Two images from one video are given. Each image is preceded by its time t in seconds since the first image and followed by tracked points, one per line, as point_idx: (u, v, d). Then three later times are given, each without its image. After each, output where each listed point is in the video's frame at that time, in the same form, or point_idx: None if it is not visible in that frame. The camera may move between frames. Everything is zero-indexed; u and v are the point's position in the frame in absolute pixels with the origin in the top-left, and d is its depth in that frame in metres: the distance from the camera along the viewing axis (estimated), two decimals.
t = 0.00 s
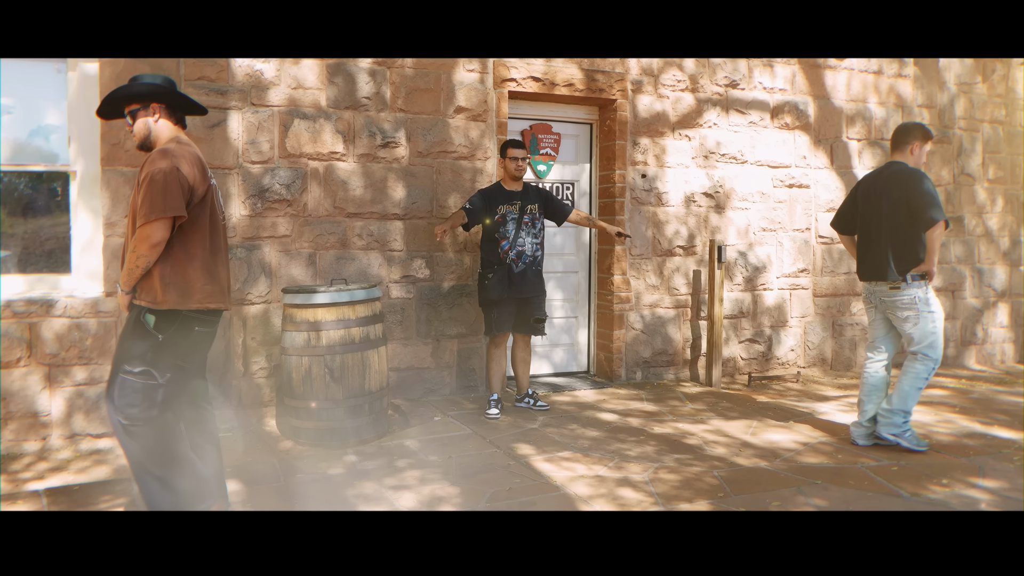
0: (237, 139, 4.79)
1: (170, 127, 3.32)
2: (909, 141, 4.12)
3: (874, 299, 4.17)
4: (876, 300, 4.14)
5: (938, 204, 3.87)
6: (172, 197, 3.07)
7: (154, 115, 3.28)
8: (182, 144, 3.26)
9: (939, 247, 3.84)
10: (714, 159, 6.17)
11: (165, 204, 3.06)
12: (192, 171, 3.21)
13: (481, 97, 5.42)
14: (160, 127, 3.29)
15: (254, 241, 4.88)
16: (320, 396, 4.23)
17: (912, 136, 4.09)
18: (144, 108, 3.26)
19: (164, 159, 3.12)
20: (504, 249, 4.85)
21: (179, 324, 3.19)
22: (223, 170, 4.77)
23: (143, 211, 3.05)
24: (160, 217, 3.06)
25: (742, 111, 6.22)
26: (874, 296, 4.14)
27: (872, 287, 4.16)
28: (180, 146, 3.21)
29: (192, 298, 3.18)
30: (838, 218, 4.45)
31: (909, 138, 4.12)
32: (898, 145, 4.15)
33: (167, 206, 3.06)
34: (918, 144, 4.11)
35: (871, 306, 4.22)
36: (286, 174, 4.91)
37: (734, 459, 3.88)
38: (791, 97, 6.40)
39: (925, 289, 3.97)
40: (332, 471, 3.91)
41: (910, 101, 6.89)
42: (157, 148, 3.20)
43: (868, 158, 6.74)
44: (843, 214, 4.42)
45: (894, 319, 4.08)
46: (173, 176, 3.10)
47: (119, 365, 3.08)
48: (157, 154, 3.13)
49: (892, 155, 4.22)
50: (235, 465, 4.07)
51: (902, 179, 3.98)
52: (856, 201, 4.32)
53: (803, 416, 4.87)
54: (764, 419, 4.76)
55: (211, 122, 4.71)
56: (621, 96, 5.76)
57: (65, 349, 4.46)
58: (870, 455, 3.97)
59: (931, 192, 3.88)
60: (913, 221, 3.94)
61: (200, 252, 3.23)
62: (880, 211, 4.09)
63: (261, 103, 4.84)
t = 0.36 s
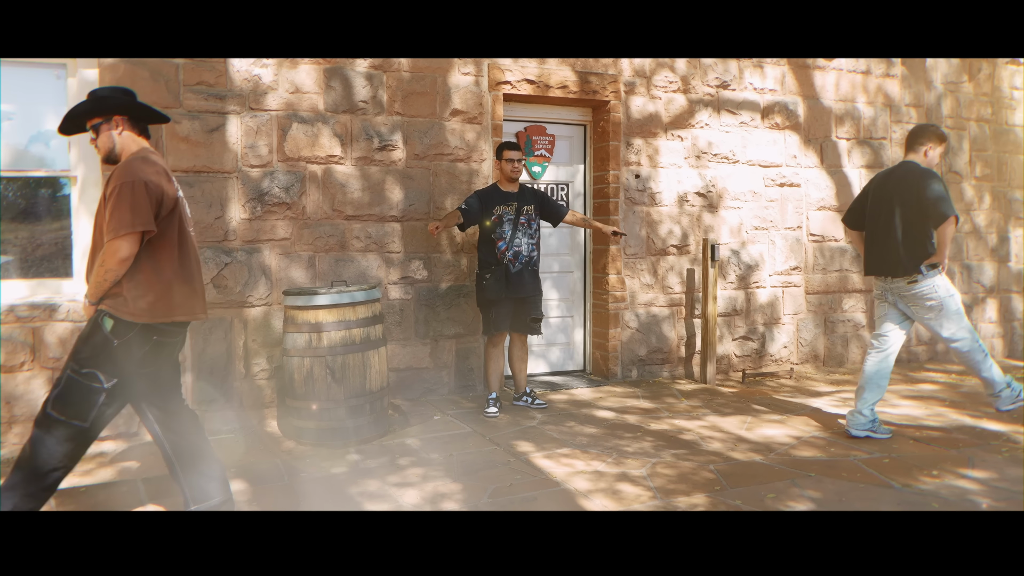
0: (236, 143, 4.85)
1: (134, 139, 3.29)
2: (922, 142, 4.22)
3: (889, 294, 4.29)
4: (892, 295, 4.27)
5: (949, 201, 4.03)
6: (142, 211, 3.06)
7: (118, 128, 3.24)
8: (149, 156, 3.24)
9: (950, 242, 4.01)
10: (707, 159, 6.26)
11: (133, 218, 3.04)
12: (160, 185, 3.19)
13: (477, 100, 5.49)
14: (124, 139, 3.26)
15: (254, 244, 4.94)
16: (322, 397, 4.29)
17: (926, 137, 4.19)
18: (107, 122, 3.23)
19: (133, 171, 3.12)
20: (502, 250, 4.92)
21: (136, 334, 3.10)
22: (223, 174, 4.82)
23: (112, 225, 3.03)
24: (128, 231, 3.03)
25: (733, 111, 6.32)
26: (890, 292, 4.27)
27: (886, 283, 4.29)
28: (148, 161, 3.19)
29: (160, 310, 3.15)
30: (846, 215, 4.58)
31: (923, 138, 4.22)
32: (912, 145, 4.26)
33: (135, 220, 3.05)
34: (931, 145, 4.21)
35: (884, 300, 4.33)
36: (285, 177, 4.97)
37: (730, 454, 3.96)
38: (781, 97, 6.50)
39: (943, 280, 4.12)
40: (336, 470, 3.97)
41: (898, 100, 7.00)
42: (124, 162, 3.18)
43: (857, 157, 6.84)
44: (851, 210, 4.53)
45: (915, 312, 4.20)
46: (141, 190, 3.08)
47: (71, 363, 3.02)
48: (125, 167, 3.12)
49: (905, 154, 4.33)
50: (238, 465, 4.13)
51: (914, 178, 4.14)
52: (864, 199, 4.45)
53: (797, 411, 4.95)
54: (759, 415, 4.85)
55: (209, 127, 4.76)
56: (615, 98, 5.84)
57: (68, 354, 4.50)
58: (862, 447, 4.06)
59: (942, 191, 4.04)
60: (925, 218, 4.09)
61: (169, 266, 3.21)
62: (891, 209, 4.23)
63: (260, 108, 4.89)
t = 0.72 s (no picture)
0: (240, 151, 4.92)
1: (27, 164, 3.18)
2: (965, 154, 4.35)
3: (923, 303, 4.39)
4: (927, 303, 4.36)
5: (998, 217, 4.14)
6: (24, 257, 2.90)
7: (9, 153, 3.15)
8: (44, 187, 3.05)
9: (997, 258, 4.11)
10: (704, 166, 6.34)
11: (14, 263, 2.89)
12: (50, 219, 3.00)
13: (477, 108, 5.57)
14: (16, 166, 3.15)
15: (257, 250, 5.01)
16: (323, 401, 4.35)
17: (969, 149, 4.33)
18: None
19: (19, 207, 2.94)
20: (501, 257, 4.99)
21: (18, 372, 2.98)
22: (226, 181, 4.90)
23: None
24: (11, 276, 2.89)
25: (731, 119, 6.39)
26: (925, 300, 4.36)
27: (922, 292, 4.37)
28: (38, 193, 3.00)
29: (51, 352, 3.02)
30: (884, 222, 4.65)
31: (965, 150, 4.35)
32: (955, 157, 4.38)
33: (18, 266, 2.89)
34: (973, 157, 4.35)
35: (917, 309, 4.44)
36: (288, 184, 5.05)
37: (725, 457, 4.03)
38: (777, 105, 6.57)
39: (976, 295, 4.22)
40: (337, 472, 4.03)
41: (894, 107, 7.08)
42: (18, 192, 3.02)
43: (854, 163, 6.90)
44: (892, 219, 4.62)
45: (943, 324, 4.30)
46: (23, 232, 2.91)
47: None
48: (10, 203, 2.94)
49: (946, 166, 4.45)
50: (240, 468, 4.20)
51: (962, 191, 4.22)
52: (906, 208, 4.52)
53: (792, 415, 5.02)
54: (755, 419, 4.91)
55: (213, 135, 4.83)
56: (613, 106, 5.91)
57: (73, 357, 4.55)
58: (855, 451, 4.12)
59: (991, 207, 4.14)
60: (971, 232, 4.19)
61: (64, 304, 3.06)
62: (937, 220, 4.31)
63: (263, 116, 4.97)
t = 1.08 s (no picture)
0: (240, 157, 5.03)
1: None
2: (965, 167, 4.44)
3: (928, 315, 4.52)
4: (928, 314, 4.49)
5: (985, 230, 4.20)
6: None
7: None
8: None
9: (987, 270, 4.17)
10: (697, 179, 6.45)
11: None
12: None
13: (474, 118, 5.68)
14: None
15: (256, 255, 5.10)
16: (319, 404, 4.43)
17: (969, 162, 4.42)
18: None
19: None
20: (495, 265, 5.09)
21: None
22: (226, 186, 5.00)
23: None
24: None
25: (723, 133, 6.51)
26: (926, 311, 4.49)
27: (926, 303, 4.49)
28: None
29: None
30: (897, 235, 4.79)
31: (964, 163, 4.44)
32: (954, 170, 4.48)
33: None
34: (972, 169, 4.44)
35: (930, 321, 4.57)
36: (287, 190, 5.14)
37: (711, 464, 4.11)
38: (769, 120, 6.70)
39: (972, 307, 4.31)
40: (330, 474, 4.10)
41: (884, 124, 7.21)
42: None
43: (844, 179, 7.02)
44: (902, 231, 4.76)
45: (940, 334, 4.42)
46: None
47: None
48: None
49: (948, 179, 4.54)
50: (235, 468, 4.28)
51: (952, 205, 4.33)
52: (912, 222, 4.65)
53: (779, 425, 5.11)
54: (741, 428, 5.00)
55: (214, 141, 4.94)
56: (607, 119, 6.03)
57: (73, 357, 4.64)
58: (838, 459, 4.21)
59: (978, 220, 4.21)
60: (960, 245, 4.28)
61: None
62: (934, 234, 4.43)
63: (264, 123, 5.08)
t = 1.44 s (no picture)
0: (252, 163, 5.18)
1: None
2: (952, 173, 4.57)
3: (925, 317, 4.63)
4: (926, 317, 4.60)
5: (975, 234, 4.32)
6: None
7: None
8: None
9: (981, 272, 4.27)
10: (697, 185, 6.58)
11: None
12: None
13: (479, 125, 5.82)
14: None
15: (266, 257, 5.25)
16: (327, 402, 4.56)
17: (955, 168, 4.55)
18: None
19: None
20: (499, 268, 5.22)
21: None
22: (238, 191, 5.15)
23: None
24: None
25: (723, 140, 6.64)
26: (924, 312, 4.60)
27: (925, 306, 4.61)
28: None
29: None
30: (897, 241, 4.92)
31: (952, 169, 4.57)
32: (943, 176, 4.61)
33: None
34: (960, 174, 4.56)
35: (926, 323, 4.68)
36: (296, 195, 5.29)
37: (708, 461, 4.23)
38: (769, 127, 6.82)
39: (970, 309, 4.42)
40: (338, 469, 4.24)
41: (882, 131, 7.32)
42: None
43: (843, 185, 7.14)
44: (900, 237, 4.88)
45: (936, 335, 4.53)
46: None
47: None
48: None
49: (937, 186, 4.68)
50: (246, 464, 4.41)
51: (942, 211, 4.46)
52: (909, 228, 4.78)
53: (776, 425, 5.23)
54: (739, 427, 5.11)
55: (227, 147, 5.09)
56: (609, 126, 6.16)
57: (89, 356, 4.78)
58: (832, 457, 4.32)
59: (967, 224, 4.34)
60: (952, 249, 4.40)
61: None
62: (927, 239, 4.56)
63: (275, 130, 5.23)
